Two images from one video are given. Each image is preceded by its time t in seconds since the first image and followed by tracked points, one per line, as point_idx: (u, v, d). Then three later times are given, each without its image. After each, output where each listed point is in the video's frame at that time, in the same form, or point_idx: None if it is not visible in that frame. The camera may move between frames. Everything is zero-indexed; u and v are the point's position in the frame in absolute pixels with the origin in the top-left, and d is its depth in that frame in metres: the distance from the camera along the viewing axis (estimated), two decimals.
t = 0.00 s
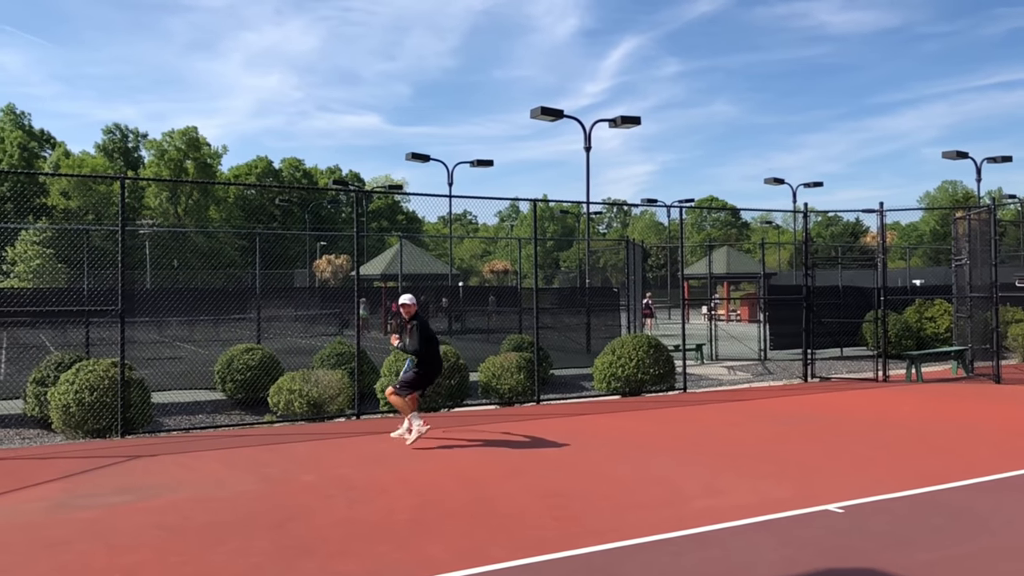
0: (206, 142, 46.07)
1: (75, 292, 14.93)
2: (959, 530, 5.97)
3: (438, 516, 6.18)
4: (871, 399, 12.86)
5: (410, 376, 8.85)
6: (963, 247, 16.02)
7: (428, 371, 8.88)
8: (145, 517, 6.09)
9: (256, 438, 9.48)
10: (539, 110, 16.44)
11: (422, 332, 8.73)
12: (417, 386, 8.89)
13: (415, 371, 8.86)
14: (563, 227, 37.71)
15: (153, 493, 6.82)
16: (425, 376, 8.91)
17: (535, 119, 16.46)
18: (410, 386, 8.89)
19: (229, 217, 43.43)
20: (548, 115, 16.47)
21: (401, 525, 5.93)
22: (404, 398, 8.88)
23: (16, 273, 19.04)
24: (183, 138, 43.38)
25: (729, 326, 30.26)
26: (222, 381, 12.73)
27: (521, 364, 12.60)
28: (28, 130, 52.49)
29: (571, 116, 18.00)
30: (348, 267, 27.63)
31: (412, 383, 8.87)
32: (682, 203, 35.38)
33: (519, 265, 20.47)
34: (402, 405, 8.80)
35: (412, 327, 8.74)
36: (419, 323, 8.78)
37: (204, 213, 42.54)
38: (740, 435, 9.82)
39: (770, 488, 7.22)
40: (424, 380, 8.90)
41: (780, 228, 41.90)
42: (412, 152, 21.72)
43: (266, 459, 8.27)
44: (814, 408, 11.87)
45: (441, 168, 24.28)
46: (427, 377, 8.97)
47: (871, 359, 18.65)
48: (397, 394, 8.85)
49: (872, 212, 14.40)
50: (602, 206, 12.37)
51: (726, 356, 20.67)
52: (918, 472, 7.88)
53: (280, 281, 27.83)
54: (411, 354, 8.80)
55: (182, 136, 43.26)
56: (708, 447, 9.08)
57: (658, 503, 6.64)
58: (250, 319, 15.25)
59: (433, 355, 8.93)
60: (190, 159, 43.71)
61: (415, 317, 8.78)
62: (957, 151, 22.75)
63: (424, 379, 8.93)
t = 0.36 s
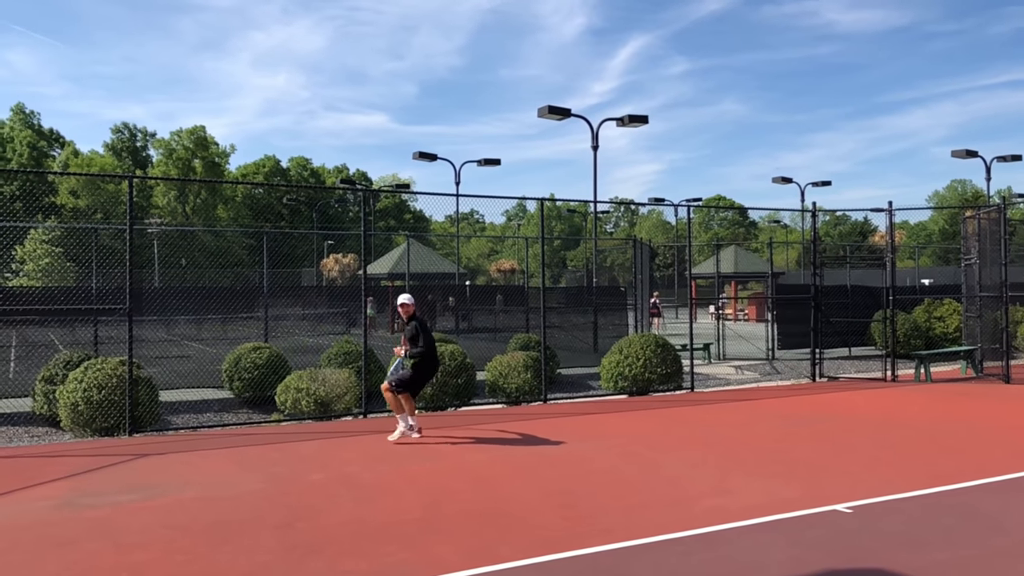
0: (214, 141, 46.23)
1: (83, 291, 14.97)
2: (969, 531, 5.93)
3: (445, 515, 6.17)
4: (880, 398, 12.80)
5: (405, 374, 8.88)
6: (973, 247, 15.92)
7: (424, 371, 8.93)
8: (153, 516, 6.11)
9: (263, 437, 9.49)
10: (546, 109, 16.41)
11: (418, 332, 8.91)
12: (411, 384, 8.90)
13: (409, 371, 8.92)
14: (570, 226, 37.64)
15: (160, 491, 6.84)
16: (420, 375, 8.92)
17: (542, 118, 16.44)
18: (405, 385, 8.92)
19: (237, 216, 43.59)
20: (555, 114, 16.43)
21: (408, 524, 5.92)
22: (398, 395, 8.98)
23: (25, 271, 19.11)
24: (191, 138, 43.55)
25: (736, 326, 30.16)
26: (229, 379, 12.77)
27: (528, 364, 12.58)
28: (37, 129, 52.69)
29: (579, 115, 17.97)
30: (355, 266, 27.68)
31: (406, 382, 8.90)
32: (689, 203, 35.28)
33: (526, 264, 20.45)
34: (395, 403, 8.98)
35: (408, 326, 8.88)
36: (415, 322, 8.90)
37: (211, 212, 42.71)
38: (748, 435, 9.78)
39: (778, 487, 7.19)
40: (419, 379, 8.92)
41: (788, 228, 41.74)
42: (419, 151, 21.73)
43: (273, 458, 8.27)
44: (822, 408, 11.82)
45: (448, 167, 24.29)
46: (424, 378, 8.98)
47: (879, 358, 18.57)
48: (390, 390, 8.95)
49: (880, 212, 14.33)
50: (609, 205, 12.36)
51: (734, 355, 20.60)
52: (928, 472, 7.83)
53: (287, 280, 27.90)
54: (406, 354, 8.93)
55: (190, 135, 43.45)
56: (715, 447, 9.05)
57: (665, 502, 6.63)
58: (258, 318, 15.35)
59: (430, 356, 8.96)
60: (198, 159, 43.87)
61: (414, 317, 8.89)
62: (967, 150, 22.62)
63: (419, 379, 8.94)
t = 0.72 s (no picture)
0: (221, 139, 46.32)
1: (91, 288, 15.03)
2: (978, 528, 5.89)
3: (452, 512, 6.17)
4: (888, 396, 12.73)
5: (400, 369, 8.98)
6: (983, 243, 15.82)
7: (421, 368, 9.05)
8: (161, 512, 6.12)
9: (271, 434, 9.51)
10: (553, 106, 16.37)
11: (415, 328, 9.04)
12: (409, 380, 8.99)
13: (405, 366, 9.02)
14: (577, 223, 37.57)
15: (168, 488, 6.85)
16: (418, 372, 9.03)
17: (549, 114, 16.41)
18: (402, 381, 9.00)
19: (244, 213, 43.68)
20: (562, 110, 16.40)
21: (416, 521, 5.92)
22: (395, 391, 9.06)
23: (33, 268, 19.18)
24: (198, 135, 43.63)
25: (744, 323, 30.05)
26: (236, 376, 12.78)
27: (535, 360, 12.55)
28: (45, 127, 52.88)
29: (586, 112, 17.93)
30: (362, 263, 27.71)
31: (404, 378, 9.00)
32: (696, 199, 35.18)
33: (533, 261, 20.39)
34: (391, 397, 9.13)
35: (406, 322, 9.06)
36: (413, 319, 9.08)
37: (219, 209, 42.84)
38: (756, 432, 9.75)
39: (787, 485, 7.16)
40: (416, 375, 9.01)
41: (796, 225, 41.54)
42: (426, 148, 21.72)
43: (281, 455, 8.28)
44: (831, 405, 11.77)
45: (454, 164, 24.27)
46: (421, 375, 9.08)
47: (888, 355, 18.47)
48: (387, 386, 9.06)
49: (889, 208, 14.25)
50: (616, 202, 12.34)
51: (741, 352, 20.53)
52: (937, 470, 7.79)
53: (295, 277, 27.96)
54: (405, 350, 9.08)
55: (197, 132, 43.55)
56: (723, 444, 9.03)
57: (673, 500, 6.61)
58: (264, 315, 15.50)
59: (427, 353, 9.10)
60: (205, 156, 43.97)
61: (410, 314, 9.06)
62: (976, 146, 22.47)
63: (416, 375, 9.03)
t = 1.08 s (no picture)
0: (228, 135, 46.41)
1: (99, 284, 15.10)
2: (988, 525, 5.86)
3: (460, 508, 6.16)
4: (897, 392, 12.67)
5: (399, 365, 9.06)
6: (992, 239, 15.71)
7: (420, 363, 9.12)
8: (168, 508, 6.13)
9: (278, 430, 9.52)
10: (560, 101, 16.32)
11: (413, 323, 9.08)
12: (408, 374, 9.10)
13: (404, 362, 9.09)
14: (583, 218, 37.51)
15: (176, 483, 6.86)
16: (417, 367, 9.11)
17: (556, 110, 16.35)
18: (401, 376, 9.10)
19: (251, 209, 43.77)
20: (569, 106, 16.35)
21: (422, 517, 5.91)
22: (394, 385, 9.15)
23: (42, 264, 19.27)
24: (206, 132, 43.70)
25: (751, 319, 29.99)
26: (244, 372, 12.81)
27: (542, 357, 12.53)
28: (53, 124, 53.12)
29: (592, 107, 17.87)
30: (369, 259, 27.75)
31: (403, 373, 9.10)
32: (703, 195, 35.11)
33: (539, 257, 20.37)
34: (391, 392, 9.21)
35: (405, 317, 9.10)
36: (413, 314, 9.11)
37: (226, 205, 42.97)
38: (763, 428, 9.71)
39: (795, 481, 7.13)
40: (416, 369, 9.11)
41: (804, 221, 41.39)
42: (432, 144, 21.70)
43: (289, 451, 8.30)
44: (839, 402, 11.72)
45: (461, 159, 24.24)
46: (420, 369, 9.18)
47: (897, 352, 18.39)
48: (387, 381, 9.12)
49: (898, 204, 14.16)
50: (623, 197, 12.30)
51: (748, 348, 20.47)
52: (946, 467, 7.74)
53: (302, 273, 28.02)
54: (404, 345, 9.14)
55: (204, 129, 43.63)
56: (730, 440, 9.00)
57: (681, 496, 6.60)
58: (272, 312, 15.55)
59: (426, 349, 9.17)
60: (213, 152, 44.07)
61: (409, 308, 9.08)
62: (986, 141, 22.31)
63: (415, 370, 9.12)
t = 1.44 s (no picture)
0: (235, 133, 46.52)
1: (108, 281, 15.16)
2: (999, 523, 5.82)
3: (468, 505, 6.16)
4: (907, 389, 12.61)
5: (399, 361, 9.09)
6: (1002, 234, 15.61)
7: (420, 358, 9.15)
8: (178, 505, 6.15)
9: (286, 427, 9.55)
10: (567, 98, 16.29)
11: (411, 318, 9.13)
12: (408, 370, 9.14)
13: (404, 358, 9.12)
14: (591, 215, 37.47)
15: (184, 481, 6.89)
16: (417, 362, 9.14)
17: (563, 106, 16.32)
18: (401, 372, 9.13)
19: (259, 207, 43.89)
20: (576, 103, 16.33)
21: (429, 514, 5.90)
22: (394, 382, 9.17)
23: (51, 262, 19.36)
24: (213, 130, 43.82)
25: (759, 316, 29.91)
26: (252, 369, 12.86)
27: (549, 354, 12.52)
28: (61, 122, 53.36)
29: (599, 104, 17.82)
30: (377, 256, 27.80)
31: (403, 369, 9.13)
32: (711, 191, 35.01)
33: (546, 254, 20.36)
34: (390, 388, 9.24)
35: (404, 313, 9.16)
36: (411, 310, 9.14)
37: (234, 203, 43.12)
38: (772, 425, 9.68)
39: (804, 478, 7.11)
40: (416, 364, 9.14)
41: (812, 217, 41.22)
42: (439, 141, 21.69)
43: (296, 448, 8.30)
44: (848, 399, 11.67)
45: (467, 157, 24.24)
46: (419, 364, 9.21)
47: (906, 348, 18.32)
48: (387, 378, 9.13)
49: (907, 200, 14.08)
50: (631, 193, 12.27)
51: (757, 345, 20.43)
52: (957, 464, 7.70)
53: (310, 270, 28.10)
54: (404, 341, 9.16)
55: (212, 127, 43.75)
56: (738, 437, 8.97)
57: (690, 493, 6.58)
58: (280, 309, 15.59)
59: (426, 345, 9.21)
60: (220, 150, 44.20)
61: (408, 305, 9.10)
62: (996, 136, 22.16)
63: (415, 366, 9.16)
